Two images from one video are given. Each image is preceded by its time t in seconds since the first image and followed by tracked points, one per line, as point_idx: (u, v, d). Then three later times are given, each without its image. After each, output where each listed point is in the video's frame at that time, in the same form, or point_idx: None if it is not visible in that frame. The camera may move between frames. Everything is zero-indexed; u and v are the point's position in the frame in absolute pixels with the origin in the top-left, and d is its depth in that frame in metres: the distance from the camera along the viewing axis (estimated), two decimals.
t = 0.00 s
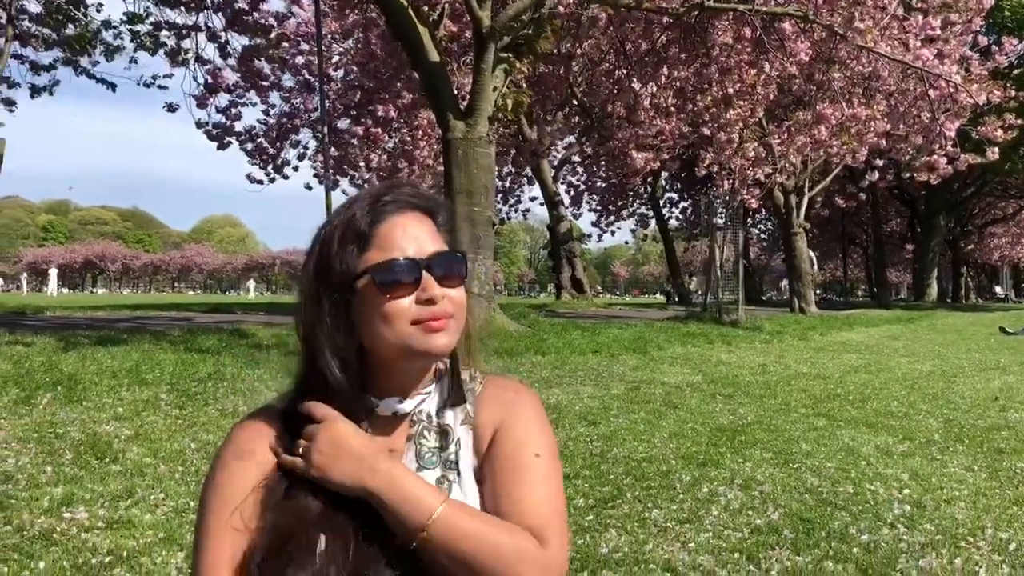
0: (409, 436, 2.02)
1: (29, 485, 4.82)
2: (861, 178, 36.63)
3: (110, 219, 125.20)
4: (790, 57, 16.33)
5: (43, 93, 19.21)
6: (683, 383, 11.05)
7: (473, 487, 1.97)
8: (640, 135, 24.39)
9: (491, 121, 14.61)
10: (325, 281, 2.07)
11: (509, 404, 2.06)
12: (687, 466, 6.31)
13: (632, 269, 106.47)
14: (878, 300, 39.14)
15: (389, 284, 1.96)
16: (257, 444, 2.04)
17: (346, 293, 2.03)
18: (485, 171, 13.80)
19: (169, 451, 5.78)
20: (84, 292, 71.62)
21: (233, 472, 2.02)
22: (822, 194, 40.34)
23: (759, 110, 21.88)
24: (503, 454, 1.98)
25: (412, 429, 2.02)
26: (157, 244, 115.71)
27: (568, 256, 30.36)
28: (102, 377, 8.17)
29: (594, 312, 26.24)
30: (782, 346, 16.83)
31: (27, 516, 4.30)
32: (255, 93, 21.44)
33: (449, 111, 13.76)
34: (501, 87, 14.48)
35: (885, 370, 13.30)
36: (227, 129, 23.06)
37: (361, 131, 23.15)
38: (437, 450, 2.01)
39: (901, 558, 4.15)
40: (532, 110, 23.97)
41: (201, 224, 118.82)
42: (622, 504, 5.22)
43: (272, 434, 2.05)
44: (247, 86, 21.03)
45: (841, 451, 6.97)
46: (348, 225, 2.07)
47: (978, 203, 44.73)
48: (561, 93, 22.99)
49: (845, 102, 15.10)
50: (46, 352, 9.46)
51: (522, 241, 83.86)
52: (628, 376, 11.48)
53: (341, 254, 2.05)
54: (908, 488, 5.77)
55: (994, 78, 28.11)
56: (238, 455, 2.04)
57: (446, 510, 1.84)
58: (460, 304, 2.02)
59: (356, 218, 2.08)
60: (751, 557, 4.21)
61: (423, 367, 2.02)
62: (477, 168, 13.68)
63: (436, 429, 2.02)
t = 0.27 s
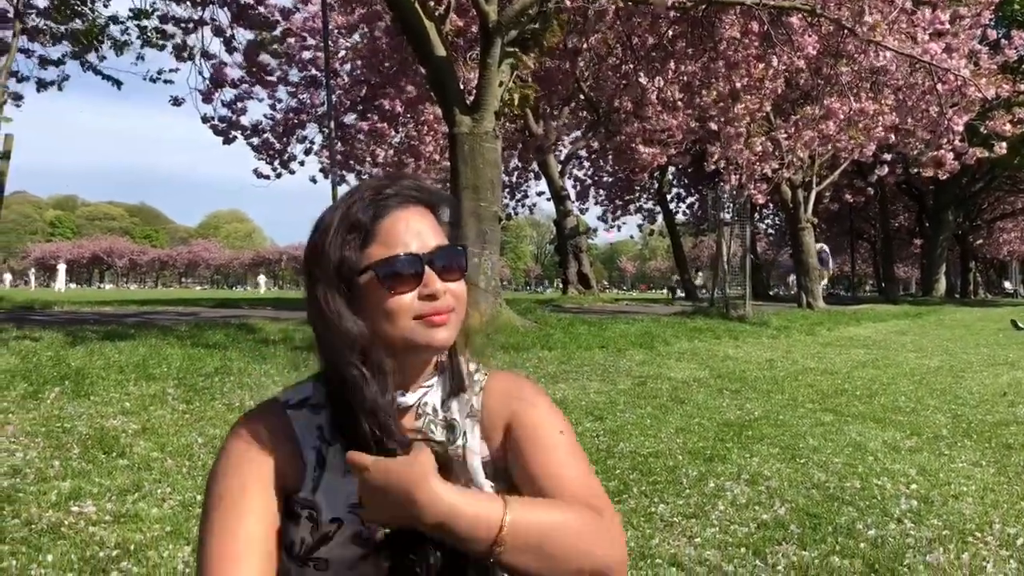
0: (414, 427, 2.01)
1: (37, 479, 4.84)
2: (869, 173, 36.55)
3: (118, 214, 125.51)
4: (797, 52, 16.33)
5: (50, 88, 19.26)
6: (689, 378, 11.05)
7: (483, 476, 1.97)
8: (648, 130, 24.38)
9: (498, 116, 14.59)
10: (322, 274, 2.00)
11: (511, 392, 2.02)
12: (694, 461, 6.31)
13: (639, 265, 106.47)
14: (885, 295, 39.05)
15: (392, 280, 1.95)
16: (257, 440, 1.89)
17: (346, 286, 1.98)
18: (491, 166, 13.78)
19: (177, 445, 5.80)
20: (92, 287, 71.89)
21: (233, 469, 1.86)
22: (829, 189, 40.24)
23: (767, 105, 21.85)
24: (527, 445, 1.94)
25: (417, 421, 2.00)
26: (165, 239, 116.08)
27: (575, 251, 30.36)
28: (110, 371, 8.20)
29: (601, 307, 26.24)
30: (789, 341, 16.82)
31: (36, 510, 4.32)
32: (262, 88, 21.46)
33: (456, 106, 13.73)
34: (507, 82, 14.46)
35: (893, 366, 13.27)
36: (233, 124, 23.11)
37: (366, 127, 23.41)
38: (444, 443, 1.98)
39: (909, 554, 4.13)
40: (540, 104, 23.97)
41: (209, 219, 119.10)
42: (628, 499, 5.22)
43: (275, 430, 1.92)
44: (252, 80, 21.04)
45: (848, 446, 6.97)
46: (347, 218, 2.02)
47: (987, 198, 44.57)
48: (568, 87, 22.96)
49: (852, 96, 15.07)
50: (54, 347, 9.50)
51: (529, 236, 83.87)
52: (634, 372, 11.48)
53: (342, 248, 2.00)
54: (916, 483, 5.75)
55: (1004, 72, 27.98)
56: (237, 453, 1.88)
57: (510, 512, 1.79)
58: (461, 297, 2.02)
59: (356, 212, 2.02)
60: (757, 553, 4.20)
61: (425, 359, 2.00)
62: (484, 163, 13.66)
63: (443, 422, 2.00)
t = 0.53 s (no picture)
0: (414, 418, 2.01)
1: (41, 468, 4.85)
2: (873, 167, 36.50)
3: (121, 206, 125.56)
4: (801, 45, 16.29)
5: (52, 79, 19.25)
6: (692, 371, 11.05)
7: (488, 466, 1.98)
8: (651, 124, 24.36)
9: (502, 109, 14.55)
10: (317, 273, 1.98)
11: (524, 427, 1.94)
12: (696, 454, 6.31)
13: (641, 259, 106.45)
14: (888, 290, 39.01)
15: (387, 279, 1.94)
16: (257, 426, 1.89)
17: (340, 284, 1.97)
18: (494, 159, 13.76)
19: (180, 435, 5.81)
20: (95, 279, 71.96)
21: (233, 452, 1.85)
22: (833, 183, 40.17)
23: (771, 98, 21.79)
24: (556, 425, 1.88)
25: (415, 412, 2.01)
26: (168, 231, 116.15)
27: (578, 244, 30.34)
28: (113, 362, 8.21)
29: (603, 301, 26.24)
30: (792, 335, 16.82)
31: (40, 499, 4.33)
32: (264, 80, 21.45)
33: (459, 99, 13.69)
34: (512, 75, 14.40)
35: (895, 360, 13.26)
36: (235, 116, 23.11)
37: (369, 119, 23.71)
38: (445, 432, 1.98)
39: (912, 546, 4.13)
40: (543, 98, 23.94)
41: (212, 212, 119.13)
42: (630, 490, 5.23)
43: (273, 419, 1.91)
44: (254, 72, 21.03)
45: (851, 439, 6.97)
46: (342, 213, 1.99)
47: (990, 192, 44.47)
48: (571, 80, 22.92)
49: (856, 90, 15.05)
50: (58, 337, 9.52)
51: (531, 229, 83.83)
52: (636, 364, 11.48)
53: (337, 247, 1.99)
54: (919, 476, 5.75)
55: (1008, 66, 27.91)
56: (237, 439, 1.88)
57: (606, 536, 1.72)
58: (455, 291, 2.02)
59: (351, 208, 2.00)
60: (760, 544, 4.21)
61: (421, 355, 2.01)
62: (487, 156, 13.64)
63: (442, 413, 2.00)
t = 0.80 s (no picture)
0: (417, 409, 1.96)
1: (42, 458, 4.86)
2: (874, 162, 36.47)
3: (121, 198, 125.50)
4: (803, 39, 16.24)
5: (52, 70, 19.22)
6: (692, 364, 11.06)
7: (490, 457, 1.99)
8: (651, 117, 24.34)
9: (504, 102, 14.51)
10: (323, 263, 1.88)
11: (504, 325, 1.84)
12: (696, 447, 6.31)
13: (641, 253, 106.42)
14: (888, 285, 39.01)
15: (411, 279, 1.86)
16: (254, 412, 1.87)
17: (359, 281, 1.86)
18: (495, 152, 13.74)
19: (180, 426, 5.81)
20: (94, 270, 71.94)
21: (230, 452, 1.83)
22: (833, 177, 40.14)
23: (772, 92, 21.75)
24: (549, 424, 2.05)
25: (421, 402, 1.97)
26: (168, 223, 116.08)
27: (578, 238, 30.32)
28: (113, 353, 8.22)
29: (603, 294, 26.24)
30: (792, 329, 16.82)
31: (41, 488, 4.34)
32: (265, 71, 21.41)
33: (460, 91, 13.69)
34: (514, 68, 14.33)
35: (895, 354, 13.27)
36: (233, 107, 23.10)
37: (370, 111, 23.82)
38: (451, 422, 1.98)
39: (912, 539, 4.14)
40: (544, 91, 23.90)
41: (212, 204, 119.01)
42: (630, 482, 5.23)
43: (272, 409, 1.88)
44: (254, 64, 20.99)
45: (850, 433, 6.98)
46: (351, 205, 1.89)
47: (991, 187, 44.45)
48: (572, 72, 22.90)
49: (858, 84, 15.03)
50: (58, 328, 9.52)
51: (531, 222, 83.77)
52: (636, 358, 11.48)
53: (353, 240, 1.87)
54: (918, 470, 5.76)
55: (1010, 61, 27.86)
56: (235, 431, 1.85)
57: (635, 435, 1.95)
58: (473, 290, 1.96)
59: (379, 206, 1.89)
60: (760, 537, 4.22)
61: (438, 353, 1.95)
62: (487, 149, 13.61)
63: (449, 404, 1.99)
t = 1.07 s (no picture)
0: (418, 400, 1.96)
1: (43, 450, 4.85)
2: (875, 156, 36.43)
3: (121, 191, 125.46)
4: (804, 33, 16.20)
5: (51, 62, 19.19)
6: (692, 358, 11.06)
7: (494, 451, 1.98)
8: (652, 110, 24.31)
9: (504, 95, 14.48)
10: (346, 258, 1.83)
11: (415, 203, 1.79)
12: (697, 440, 6.31)
13: (641, 247, 106.38)
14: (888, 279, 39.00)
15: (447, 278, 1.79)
16: (258, 401, 1.87)
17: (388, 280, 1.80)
18: (496, 145, 13.71)
19: (181, 418, 5.81)
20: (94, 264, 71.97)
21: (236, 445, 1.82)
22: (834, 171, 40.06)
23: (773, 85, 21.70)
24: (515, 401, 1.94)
25: (423, 394, 1.96)
26: (168, 217, 116.04)
27: (578, 232, 30.31)
28: (114, 345, 8.22)
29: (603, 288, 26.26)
30: (791, 323, 16.83)
31: (42, 480, 4.34)
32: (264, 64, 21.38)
33: (460, 84, 13.66)
34: (514, 61, 14.27)
35: (895, 348, 13.27)
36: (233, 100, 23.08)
37: (370, 105, 23.73)
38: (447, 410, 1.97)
39: (912, 532, 4.14)
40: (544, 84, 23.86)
41: (212, 197, 118.91)
42: (631, 475, 5.23)
43: (274, 399, 1.88)
44: (253, 56, 20.96)
45: (851, 427, 6.97)
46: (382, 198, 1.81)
47: (991, 181, 44.36)
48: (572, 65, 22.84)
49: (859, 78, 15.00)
50: (58, 321, 9.52)
51: (532, 216, 83.75)
52: (637, 351, 11.48)
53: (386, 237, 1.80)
54: (918, 464, 5.76)
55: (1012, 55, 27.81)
56: (239, 422, 1.85)
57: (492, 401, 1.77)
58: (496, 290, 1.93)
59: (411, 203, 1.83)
60: (761, 530, 4.21)
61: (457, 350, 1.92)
62: (488, 142, 13.59)
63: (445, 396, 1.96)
